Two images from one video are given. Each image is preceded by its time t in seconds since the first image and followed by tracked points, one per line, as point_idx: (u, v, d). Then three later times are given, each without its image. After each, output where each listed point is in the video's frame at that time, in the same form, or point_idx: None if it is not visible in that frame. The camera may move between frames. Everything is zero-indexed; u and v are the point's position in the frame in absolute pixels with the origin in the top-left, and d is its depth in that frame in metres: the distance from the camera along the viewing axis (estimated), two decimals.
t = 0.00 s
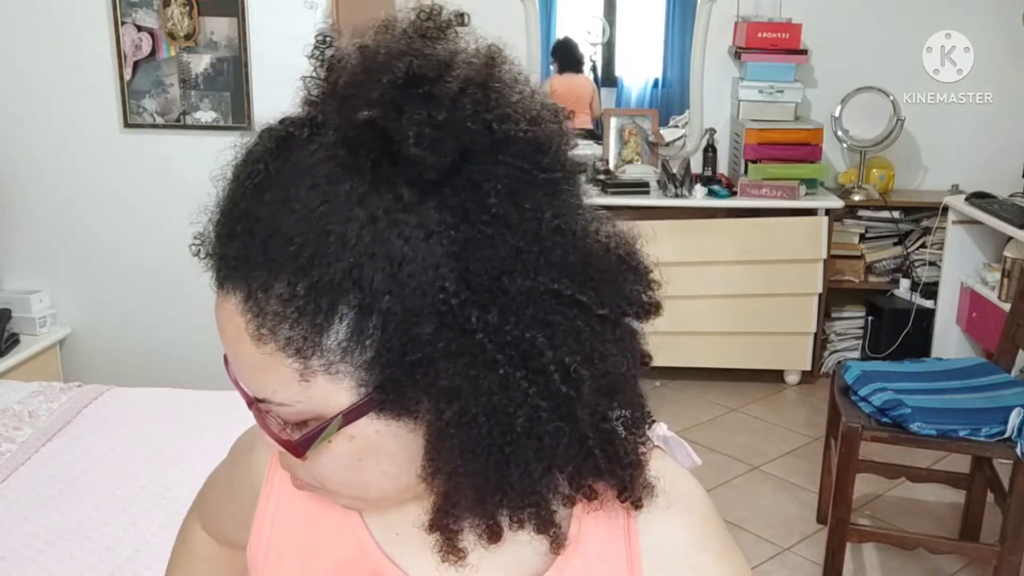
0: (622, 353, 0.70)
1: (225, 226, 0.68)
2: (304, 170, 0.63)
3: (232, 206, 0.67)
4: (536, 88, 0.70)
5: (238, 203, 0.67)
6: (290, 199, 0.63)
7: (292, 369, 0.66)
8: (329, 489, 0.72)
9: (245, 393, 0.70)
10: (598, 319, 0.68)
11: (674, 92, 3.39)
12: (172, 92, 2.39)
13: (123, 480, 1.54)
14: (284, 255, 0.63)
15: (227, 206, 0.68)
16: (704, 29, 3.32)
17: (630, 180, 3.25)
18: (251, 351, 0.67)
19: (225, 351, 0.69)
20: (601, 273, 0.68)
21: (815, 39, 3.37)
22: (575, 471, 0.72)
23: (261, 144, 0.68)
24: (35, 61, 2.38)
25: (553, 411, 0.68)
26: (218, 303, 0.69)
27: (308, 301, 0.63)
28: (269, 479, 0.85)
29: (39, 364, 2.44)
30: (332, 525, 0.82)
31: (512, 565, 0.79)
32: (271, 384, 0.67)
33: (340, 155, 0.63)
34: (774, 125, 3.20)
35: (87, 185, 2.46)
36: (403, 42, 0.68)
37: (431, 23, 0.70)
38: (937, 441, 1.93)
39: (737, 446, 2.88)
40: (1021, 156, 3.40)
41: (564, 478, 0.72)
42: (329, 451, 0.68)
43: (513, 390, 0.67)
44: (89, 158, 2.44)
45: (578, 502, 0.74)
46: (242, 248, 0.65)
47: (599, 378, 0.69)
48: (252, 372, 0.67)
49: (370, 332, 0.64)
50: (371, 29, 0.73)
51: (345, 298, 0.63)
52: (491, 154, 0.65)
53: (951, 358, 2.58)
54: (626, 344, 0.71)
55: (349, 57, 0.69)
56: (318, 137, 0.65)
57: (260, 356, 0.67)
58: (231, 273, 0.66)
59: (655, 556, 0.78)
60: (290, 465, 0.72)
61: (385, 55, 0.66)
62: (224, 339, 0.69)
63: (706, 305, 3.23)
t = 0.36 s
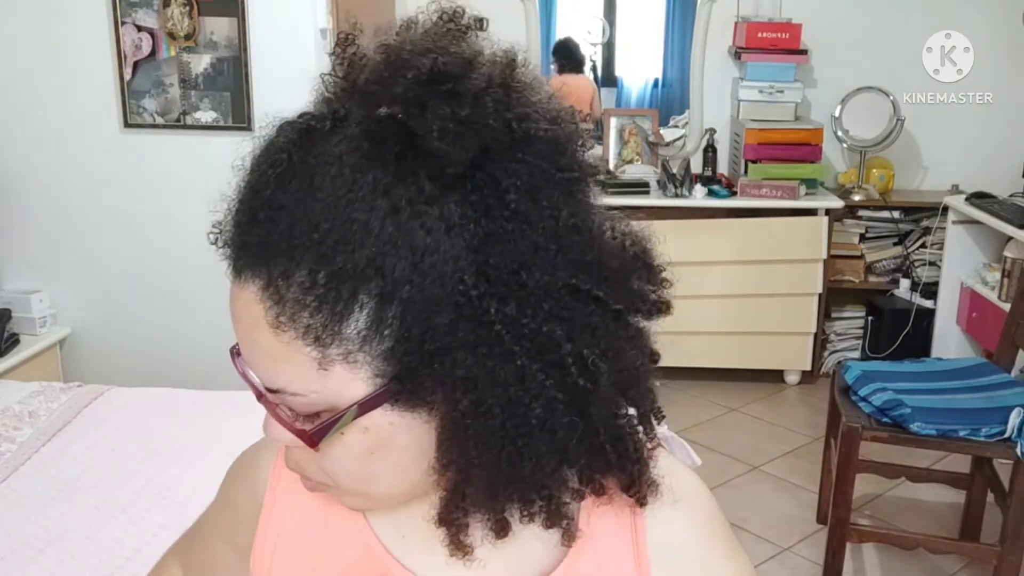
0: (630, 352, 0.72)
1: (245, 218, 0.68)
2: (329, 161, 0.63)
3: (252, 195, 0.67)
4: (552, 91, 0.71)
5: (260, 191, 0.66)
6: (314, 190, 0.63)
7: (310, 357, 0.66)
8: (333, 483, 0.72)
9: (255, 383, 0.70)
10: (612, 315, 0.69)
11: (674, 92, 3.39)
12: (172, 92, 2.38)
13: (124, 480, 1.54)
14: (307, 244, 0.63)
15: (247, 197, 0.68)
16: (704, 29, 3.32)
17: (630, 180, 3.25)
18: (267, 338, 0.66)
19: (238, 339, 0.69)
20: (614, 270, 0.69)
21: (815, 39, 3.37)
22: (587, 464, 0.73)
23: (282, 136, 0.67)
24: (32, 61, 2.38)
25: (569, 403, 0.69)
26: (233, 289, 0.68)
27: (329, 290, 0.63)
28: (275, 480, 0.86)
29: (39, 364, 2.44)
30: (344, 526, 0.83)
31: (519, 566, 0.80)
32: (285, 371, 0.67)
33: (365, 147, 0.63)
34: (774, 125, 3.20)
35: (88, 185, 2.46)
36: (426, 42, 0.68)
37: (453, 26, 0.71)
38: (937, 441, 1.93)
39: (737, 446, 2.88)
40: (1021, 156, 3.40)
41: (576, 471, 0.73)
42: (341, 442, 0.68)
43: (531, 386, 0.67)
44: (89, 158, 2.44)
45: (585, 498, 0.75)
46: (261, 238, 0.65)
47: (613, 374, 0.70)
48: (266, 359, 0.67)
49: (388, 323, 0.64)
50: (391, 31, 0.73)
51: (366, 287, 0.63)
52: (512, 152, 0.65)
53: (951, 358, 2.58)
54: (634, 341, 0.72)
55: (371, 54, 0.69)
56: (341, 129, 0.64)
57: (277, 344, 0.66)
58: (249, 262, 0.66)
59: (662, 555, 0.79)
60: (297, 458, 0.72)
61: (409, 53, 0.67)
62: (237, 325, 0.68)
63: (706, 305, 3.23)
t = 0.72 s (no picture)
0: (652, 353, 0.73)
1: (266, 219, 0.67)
2: (359, 162, 0.62)
3: (276, 197, 0.66)
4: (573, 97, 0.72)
5: (286, 192, 0.65)
6: (345, 191, 0.62)
7: (338, 362, 0.66)
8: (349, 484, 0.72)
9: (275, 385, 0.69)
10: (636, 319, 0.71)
11: (674, 92, 3.39)
12: (171, 92, 2.38)
13: (124, 480, 1.54)
14: (337, 248, 0.63)
15: (268, 198, 0.67)
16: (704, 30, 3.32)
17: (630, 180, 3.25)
18: (294, 343, 0.66)
19: (261, 342, 0.68)
20: (638, 272, 0.70)
21: (815, 39, 3.37)
22: (612, 466, 0.74)
23: (306, 136, 0.66)
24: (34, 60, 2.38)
25: (596, 403, 0.70)
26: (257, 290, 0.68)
27: (361, 295, 0.63)
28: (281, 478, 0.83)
29: (38, 364, 2.44)
30: (357, 524, 0.82)
31: (531, 565, 0.79)
32: (313, 376, 0.66)
33: (395, 149, 0.62)
34: (774, 125, 3.20)
35: (87, 185, 2.46)
36: (451, 45, 0.68)
37: (472, 29, 0.71)
38: (937, 441, 1.93)
39: (737, 446, 2.88)
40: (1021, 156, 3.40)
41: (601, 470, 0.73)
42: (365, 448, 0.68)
43: (559, 390, 0.68)
44: (89, 157, 2.44)
45: (604, 497, 0.76)
46: (286, 239, 0.64)
47: (636, 376, 0.71)
48: (293, 363, 0.66)
49: (419, 327, 0.64)
50: (410, 33, 0.73)
51: (398, 294, 0.63)
52: (538, 155, 0.65)
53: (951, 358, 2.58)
54: (655, 344, 0.73)
55: (394, 56, 0.68)
56: (367, 132, 0.63)
57: (303, 348, 0.66)
58: (273, 263, 0.66)
59: (668, 555, 0.81)
60: (313, 460, 0.72)
61: (436, 56, 0.67)
62: (261, 327, 0.67)
63: (706, 305, 3.23)
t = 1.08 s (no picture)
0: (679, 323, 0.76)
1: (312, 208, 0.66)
2: (416, 148, 0.62)
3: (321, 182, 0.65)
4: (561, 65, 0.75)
5: (334, 174, 0.64)
6: (411, 169, 0.62)
7: (422, 344, 0.66)
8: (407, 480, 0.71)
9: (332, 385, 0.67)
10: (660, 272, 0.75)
11: (674, 92, 3.39)
12: (172, 92, 2.38)
13: (124, 480, 1.55)
14: (416, 229, 0.63)
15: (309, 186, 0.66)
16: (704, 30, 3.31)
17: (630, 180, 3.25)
18: (371, 330, 0.65)
19: (319, 339, 0.66)
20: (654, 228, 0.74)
21: (815, 39, 3.37)
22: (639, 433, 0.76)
23: (339, 132, 0.65)
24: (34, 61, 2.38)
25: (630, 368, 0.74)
26: (314, 284, 0.66)
27: (441, 270, 0.64)
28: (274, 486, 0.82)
29: (38, 364, 2.44)
30: (353, 528, 0.80)
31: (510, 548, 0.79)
32: (390, 362, 0.65)
33: (447, 132, 0.63)
34: (774, 125, 3.20)
35: (87, 185, 2.46)
36: (461, 32, 0.70)
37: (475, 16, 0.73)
38: (937, 441, 1.93)
39: (737, 446, 2.88)
40: (1021, 156, 3.40)
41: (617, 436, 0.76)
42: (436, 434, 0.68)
43: (600, 357, 0.72)
44: (89, 157, 2.44)
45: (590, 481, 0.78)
46: (355, 226, 0.64)
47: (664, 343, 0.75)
48: (364, 352, 0.65)
49: (495, 296, 0.66)
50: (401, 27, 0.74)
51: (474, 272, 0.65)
52: (564, 127, 0.68)
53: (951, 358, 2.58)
54: (684, 310, 0.76)
55: (406, 41, 0.69)
56: (410, 119, 0.64)
57: (383, 335, 0.65)
58: (340, 252, 0.65)
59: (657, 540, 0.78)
60: (368, 460, 0.70)
61: (455, 41, 0.68)
62: (321, 323, 0.65)
63: (706, 305, 3.23)
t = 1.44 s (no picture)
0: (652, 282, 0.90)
1: (395, 193, 0.71)
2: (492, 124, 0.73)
3: (401, 164, 0.70)
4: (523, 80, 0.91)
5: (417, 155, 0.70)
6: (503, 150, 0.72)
7: (529, 309, 0.74)
8: (484, 459, 0.77)
9: (441, 368, 0.72)
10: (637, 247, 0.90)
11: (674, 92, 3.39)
12: (172, 92, 2.39)
13: (123, 480, 1.55)
14: (514, 199, 0.72)
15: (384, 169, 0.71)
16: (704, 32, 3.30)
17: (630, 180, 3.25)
18: (499, 302, 0.72)
19: (444, 318, 0.71)
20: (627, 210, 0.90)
21: (815, 39, 3.37)
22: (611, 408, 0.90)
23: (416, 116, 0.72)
24: (34, 62, 2.38)
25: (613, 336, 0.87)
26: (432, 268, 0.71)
27: (533, 239, 0.74)
28: (251, 510, 0.85)
29: (38, 364, 2.44)
30: (332, 543, 0.84)
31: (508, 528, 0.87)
32: (514, 332, 0.73)
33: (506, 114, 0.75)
34: (774, 125, 3.20)
35: (87, 185, 2.46)
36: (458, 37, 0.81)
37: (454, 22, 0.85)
38: (937, 441, 1.93)
39: (737, 446, 2.88)
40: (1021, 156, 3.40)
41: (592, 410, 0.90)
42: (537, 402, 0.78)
43: (605, 312, 0.85)
44: (88, 157, 2.44)
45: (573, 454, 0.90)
46: (465, 208, 0.71)
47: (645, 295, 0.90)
48: (494, 324, 0.72)
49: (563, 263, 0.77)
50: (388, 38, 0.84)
51: (555, 246, 0.76)
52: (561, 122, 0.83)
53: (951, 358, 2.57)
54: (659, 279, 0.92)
55: (412, 43, 0.80)
56: (474, 104, 0.74)
57: (502, 301, 0.72)
58: (456, 235, 0.71)
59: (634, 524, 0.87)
60: (460, 443, 0.75)
61: (462, 44, 0.80)
62: (443, 304, 0.71)
63: (707, 305, 3.23)
